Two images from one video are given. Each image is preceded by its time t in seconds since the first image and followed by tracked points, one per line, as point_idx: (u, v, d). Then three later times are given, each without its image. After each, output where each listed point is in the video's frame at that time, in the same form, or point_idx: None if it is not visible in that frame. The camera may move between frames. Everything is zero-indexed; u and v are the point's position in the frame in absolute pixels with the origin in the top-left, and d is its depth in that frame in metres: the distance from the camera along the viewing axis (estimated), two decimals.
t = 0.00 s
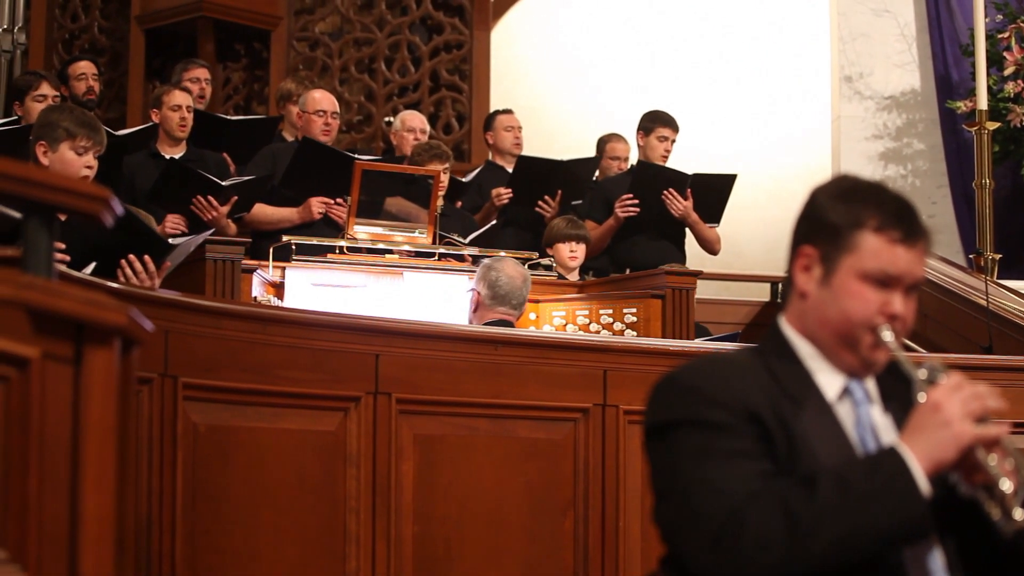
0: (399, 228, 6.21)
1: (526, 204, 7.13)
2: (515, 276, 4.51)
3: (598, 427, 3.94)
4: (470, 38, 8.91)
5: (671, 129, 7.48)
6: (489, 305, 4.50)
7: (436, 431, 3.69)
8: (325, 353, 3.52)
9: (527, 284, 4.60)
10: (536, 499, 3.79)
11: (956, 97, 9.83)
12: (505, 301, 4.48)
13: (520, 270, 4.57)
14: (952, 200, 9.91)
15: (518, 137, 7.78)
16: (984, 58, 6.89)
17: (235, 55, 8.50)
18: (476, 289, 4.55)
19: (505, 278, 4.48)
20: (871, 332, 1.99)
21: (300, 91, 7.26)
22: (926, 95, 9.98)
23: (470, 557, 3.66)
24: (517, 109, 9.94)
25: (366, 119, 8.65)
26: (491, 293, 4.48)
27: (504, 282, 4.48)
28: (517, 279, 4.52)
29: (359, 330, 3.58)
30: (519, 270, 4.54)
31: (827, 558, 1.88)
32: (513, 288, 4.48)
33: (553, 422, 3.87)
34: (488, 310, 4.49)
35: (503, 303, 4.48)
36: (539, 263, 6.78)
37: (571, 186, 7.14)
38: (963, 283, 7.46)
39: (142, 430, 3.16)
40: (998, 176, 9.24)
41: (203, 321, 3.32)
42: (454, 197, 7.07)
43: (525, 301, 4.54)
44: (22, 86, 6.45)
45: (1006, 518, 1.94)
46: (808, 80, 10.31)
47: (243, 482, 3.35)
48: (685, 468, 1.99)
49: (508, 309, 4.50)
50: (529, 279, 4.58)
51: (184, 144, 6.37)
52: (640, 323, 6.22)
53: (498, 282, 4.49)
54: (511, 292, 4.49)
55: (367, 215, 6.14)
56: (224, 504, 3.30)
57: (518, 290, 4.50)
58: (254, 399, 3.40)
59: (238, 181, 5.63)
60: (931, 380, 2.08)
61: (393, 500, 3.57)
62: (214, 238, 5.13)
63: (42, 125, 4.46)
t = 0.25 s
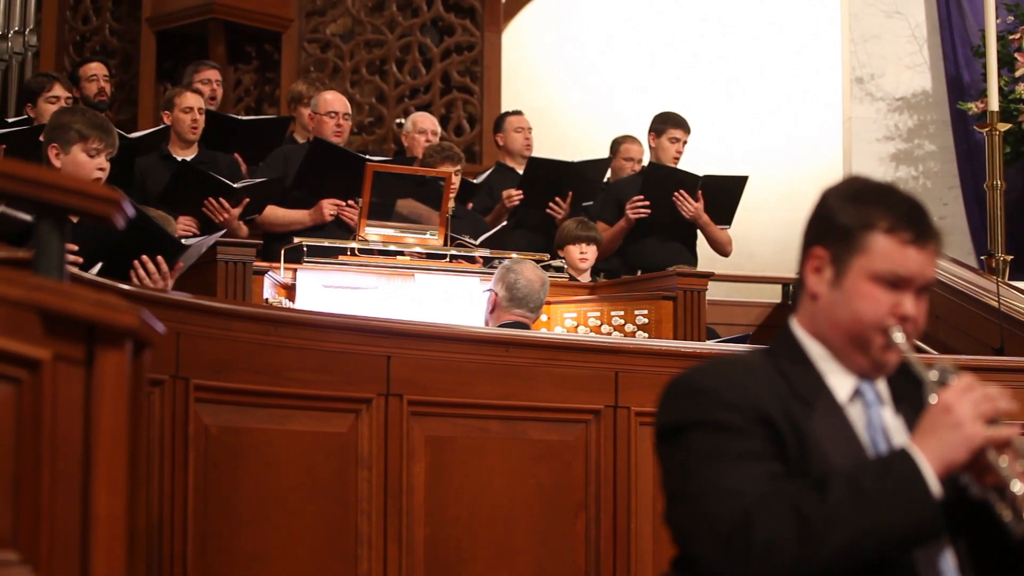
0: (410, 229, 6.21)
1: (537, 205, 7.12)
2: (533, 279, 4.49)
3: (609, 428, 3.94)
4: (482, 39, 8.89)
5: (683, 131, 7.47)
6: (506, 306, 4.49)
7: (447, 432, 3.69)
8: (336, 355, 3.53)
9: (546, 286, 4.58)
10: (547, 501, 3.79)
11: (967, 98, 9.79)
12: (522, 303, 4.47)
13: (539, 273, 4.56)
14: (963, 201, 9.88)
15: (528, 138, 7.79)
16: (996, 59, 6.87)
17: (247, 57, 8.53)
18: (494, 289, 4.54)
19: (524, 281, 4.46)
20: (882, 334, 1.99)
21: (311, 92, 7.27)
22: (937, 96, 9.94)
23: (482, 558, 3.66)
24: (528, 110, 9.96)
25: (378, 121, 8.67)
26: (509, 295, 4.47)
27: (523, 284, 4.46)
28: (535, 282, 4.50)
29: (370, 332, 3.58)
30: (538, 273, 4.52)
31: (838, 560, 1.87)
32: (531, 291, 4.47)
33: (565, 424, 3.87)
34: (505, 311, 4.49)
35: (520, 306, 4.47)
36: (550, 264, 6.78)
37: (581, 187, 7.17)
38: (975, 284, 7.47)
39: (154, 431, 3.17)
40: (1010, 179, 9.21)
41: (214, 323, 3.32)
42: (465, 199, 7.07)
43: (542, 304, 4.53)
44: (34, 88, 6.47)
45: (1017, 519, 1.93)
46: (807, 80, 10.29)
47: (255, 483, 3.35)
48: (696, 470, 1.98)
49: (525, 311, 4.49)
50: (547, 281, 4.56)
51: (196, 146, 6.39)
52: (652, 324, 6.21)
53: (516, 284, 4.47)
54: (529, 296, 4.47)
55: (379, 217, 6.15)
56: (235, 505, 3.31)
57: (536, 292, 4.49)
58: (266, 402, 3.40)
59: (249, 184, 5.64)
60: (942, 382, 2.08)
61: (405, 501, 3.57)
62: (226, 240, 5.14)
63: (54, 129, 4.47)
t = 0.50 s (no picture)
0: (422, 231, 6.23)
1: (548, 206, 7.12)
2: (551, 282, 4.49)
3: (620, 430, 3.93)
4: (492, 41, 8.94)
5: (694, 132, 7.46)
6: (522, 307, 4.49)
7: (457, 433, 3.69)
8: (347, 356, 3.53)
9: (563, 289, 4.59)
10: (558, 502, 3.79)
11: (978, 99, 9.77)
12: (539, 305, 4.47)
13: (558, 276, 4.56)
14: (973, 202, 9.85)
15: (538, 139, 7.78)
16: (1006, 59, 6.84)
17: (257, 59, 8.54)
18: (511, 290, 4.54)
19: (541, 283, 4.47)
20: (892, 336, 1.98)
21: (321, 94, 7.28)
22: (948, 97, 9.92)
23: (493, 560, 3.66)
24: (540, 112, 9.95)
25: (388, 122, 8.67)
26: (526, 297, 4.47)
27: (540, 286, 4.46)
28: (553, 285, 4.51)
29: (381, 333, 3.58)
30: (556, 276, 4.53)
31: (849, 563, 1.87)
32: (549, 293, 4.47)
33: (576, 425, 3.87)
34: (521, 312, 4.49)
35: (536, 307, 4.47)
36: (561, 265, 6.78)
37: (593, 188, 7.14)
38: (985, 285, 7.43)
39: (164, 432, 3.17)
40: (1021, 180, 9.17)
41: (225, 324, 3.32)
42: (476, 200, 7.06)
43: (559, 307, 4.53)
44: (46, 90, 6.49)
45: None
46: (807, 80, 10.27)
47: (265, 485, 3.35)
48: (706, 472, 1.98)
49: (541, 314, 4.49)
50: (565, 285, 4.57)
51: (207, 148, 6.40)
52: (662, 326, 6.18)
53: (534, 286, 4.47)
54: (546, 298, 4.47)
55: (389, 218, 6.16)
56: (246, 507, 3.31)
57: (553, 295, 4.49)
58: (276, 403, 3.40)
59: (260, 185, 5.66)
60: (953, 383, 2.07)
61: (415, 503, 3.57)
62: (236, 241, 5.15)
63: (66, 130, 4.48)
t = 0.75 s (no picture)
0: (432, 233, 6.22)
1: (558, 208, 7.12)
2: (572, 287, 4.48)
3: (630, 432, 3.92)
4: (503, 43, 8.92)
5: (706, 134, 7.45)
6: (541, 309, 4.49)
7: (468, 436, 3.69)
8: (357, 358, 3.53)
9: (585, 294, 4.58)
10: (569, 504, 3.78)
11: (988, 100, 9.70)
12: (558, 309, 4.47)
13: (579, 280, 4.55)
14: (984, 204, 9.78)
15: (548, 141, 7.79)
16: (1018, 60, 6.81)
17: (268, 61, 8.58)
18: (532, 291, 4.54)
19: (561, 287, 4.46)
20: (903, 338, 1.97)
21: (332, 96, 7.29)
22: (958, 98, 9.86)
23: (503, 562, 3.66)
24: (550, 114, 9.97)
25: (399, 124, 8.68)
26: (545, 299, 4.47)
27: (561, 289, 4.46)
28: (574, 289, 4.50)
29: (392, 336, 3.58)
30: (578, 281, 4.52)
31: (859, 564, 1.86)
32: (568, 297, 4.46)
33: (586, 427, 3.86)
34: (539, 315, 4.49)
35: (555, 311, 4.47)
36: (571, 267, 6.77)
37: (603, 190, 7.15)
38: (997, 287, 7.40)
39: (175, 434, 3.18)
40: None
41: (236, 326, 3.33)
42: (486, 203, 7.07)
43: (577, 312, 4.52)
44: (58, 92, 6.51)
45: None
46: (817, 81, 10.25)
47: (276, 487, 3.35)
48: (716, 474, 1.98)
49: (559, 317, 4.49)
50: (586, 290, 4.55)
51: (218, 150, 6.42)
52: (673, 328, 6.18)
53: (554, 289, 4.47)
54: (565, 302, 4.47)
55: (399, 221, 6.17)
56: (256, 509, 3.31)
57: (573, 299, 4.48)
58: (287, 406, 3.41)
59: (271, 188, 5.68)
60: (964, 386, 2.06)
61: (426, 505, 3.57)
62: (246, 244, 5.15)
63: (78, 132, 4.49)
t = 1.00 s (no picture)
0: (442, 235, 6.23)
1: (568, 210, 7.11)
2: (592, 291, 4.47)
3: (641, 435, 3.92)
4: (514, 44, 8.90)
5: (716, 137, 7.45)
6: (558, 311, 4.49)
7: (479, 438, 3.69)
8: (369, 361, 3.53)
9: (604, 297, 4.56)
10: (580, 506, 3.78)
11: (999, 102, 9.72)
12: (575, 313, 4.47)
13: (601, 286, 4.53)
14: (995, 206, 9.81)
15: (559, 143, 7.78)
16: None
17: (278, 63, 8.57)
18: (551, 293, 4.54)
19: (581, 290, 4.46)
20: (914, 340, 1.97)
21: (343, 99, 7.29)
22: (969, 100, 9.88)
23: (516, 564, 3.65)
24: (561, 116, 9.99)
25: (409, 126, 8.68)
26: (564, 301, 4.47)
27: (580, 292, 4.45)
28: (594, 293, 4.49)
29: (402, 338, 3.58)
30: (599, 287, 4.50)
31: (870, 568, 1.85)
32: (588, 301, 4.46)
33: (597, 429, 3.86)
34: (556, 316, 4.49)
35: (572, 314, 4.47)
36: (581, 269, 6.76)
37: (613, 193, 7.12)
38: (1008, 289, 7.38)
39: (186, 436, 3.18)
40: None
41: (247, 329, 3.33)
42: (496, 205, 7.06)
43: (595, 317, 4.51)
44: (70, 94, 6.52)
45: None
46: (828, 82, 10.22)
47: (287, 490, 3.35)
48: (727, 476, 1.98)
49: (575, 321, 4.48)
50: (605, 293, 4.53)
51: (228, 152, 6.42)
52: (684, 330, 6.19)
53: (574, 291, 4.47)
54: (583, 307, 4.46)
55: (410, 223, 6.17)
56: (267, 512, 3.32)
57: (592, 304, 4.47)
58: (298, 408, 3.41)
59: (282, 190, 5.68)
60: (975, 388, 2.06)
61: (437, 508, 3.57)
62: (257, 246, 5.16)
63: (91, 136, 4.51)
